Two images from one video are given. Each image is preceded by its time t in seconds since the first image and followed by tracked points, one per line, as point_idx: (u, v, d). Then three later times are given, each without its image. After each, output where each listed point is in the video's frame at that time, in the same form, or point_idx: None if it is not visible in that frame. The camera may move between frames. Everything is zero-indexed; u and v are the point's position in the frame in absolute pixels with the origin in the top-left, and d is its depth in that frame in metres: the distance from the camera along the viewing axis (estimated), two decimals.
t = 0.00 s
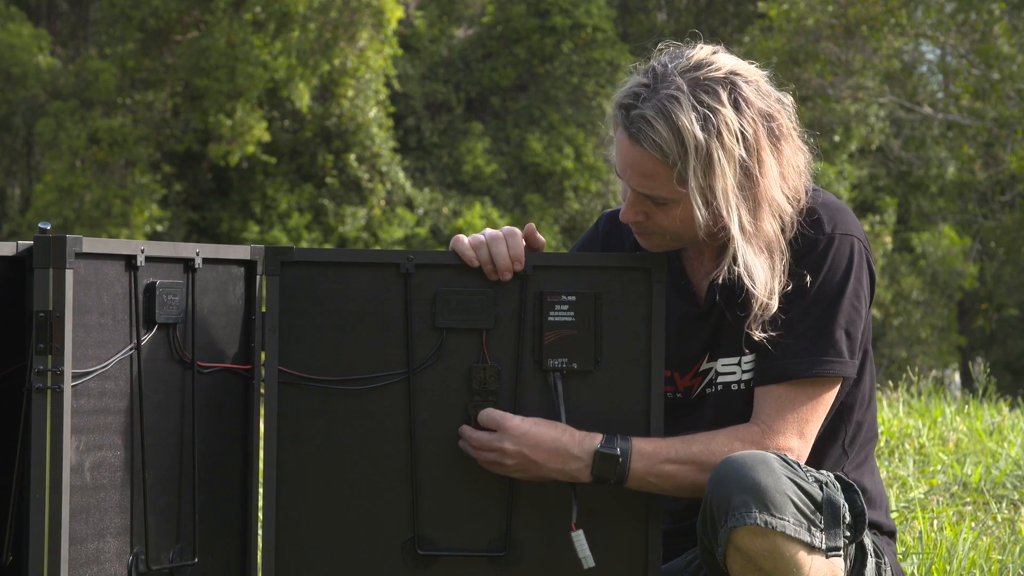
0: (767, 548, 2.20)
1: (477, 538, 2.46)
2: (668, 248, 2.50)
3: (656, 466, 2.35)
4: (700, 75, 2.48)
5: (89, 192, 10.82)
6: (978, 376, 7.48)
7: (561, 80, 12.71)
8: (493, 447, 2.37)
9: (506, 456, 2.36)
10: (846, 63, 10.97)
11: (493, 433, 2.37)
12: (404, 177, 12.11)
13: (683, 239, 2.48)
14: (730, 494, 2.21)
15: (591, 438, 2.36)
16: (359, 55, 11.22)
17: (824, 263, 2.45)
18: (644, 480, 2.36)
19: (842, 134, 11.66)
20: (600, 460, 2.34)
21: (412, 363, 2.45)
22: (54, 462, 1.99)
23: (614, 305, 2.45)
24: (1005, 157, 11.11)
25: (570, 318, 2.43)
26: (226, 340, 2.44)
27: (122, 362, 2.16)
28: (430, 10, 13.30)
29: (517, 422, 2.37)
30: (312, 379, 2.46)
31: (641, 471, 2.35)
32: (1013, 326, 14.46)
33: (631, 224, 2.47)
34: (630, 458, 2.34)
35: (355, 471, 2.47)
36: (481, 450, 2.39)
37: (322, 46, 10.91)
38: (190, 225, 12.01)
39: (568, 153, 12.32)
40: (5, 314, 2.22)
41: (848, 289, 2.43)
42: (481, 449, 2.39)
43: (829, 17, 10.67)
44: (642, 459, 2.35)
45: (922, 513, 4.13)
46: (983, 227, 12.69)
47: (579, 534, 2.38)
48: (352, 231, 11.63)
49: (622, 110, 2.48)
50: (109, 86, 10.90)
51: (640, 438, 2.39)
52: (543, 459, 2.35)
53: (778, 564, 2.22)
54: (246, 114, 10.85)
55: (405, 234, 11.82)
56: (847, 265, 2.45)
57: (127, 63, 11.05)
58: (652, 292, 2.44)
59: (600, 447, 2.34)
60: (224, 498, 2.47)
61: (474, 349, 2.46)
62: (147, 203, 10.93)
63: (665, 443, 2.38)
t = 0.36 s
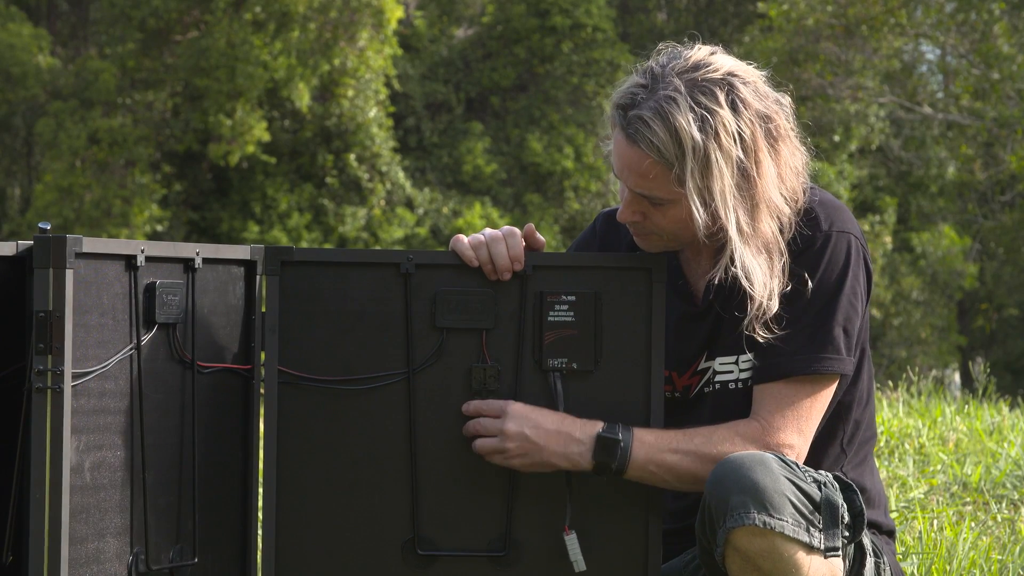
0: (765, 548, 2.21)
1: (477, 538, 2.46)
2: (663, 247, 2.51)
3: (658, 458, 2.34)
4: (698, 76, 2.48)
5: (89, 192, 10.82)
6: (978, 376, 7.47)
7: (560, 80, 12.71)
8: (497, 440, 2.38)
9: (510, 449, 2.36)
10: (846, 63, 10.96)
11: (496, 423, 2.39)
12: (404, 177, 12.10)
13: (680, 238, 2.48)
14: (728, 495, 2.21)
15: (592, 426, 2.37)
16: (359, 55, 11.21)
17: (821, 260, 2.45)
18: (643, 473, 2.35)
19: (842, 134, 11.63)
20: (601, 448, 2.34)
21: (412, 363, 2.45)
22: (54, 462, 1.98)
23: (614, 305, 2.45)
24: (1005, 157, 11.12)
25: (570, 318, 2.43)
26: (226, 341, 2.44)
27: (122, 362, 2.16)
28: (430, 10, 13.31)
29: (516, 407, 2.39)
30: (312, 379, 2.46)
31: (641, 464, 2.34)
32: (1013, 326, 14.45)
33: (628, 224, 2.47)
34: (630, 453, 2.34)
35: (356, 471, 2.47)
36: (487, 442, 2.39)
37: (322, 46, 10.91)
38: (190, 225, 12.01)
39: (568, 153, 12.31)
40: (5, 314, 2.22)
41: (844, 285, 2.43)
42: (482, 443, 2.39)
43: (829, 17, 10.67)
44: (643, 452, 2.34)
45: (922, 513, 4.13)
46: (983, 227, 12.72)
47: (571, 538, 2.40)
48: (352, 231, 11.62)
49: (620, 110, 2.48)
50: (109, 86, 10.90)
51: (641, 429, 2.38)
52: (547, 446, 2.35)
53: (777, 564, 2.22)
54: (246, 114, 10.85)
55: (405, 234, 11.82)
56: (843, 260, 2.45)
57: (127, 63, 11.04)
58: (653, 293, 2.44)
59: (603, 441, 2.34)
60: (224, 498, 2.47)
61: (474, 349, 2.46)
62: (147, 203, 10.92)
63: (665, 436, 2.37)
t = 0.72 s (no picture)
0: (766, 548, 2.21)
1: (478, 537, 2.46)
2: (662, 242, 2.51)
3: (660, 445, 2.35)
4: (694, 70, 2.48)
5: (89, 192, 10.82)
6: (978, 376, 7.45)
7: (560, 80, 12.71)
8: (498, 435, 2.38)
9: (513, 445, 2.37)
10: (846, 63, 10.96)
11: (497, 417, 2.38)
12: (404, 177, 12.09)
13: (680, 231, 2.48)
14: (728, 495, 2.21)
15: (594, 419, 2.37)
16: (359, 55, 11.21)
17: (817, 248, 2.46)
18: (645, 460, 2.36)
19: (842, 134, 11.64)
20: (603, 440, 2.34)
21: (412, 363, 2.45)
22: (54, 462, 1.99)
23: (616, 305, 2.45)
24: (1005, 157, 11.12)
25: (571, 318, 2.43)
26: (226, 340, 2.44)
27: (122, 362, 2.16)
28: (430, 10, 13.31)
29: (517, 400, 2.39)
30: (313, 379, 2.46)
31: (642, 451, 2.35)
32: (1013, 326, 14.45)
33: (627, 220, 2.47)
34: (631, 439, 2.34)
35: (356, 471, 2.47)
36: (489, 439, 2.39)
37: (322, 46, 10.91)
38: (190, 225, 12.01)
39: (569, 152, 12.30)
40: (5, 315, 2.22)
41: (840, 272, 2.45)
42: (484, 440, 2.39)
43: (829, 17, 10.67)
44: (645, 438, 2.35)
45: (922, 513, 4.13)
46: (983, 227, 12.73)
47: (578, 533, 2.40)
48: (352, 231, 11.62)
49: (617, 105, 2.48)
50: (109, 86, 10.90)
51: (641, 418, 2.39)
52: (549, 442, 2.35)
53: (777, 565, 2.22)
54: (246, 114, 10.85)
55: (405, 233, 11.81)
56: (837, 248, 2.47)
57: (127, 63, 11.04)
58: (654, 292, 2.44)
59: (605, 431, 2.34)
60: (225, 497, 2.47)
61: (474, 349, 2.46)
62: (147, 203, 10.92)
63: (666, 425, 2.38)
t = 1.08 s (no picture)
0: (764, 548, 2.20)
1: (477, 537, 2.46)
2: (660, 228, 2.50)
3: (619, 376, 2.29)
4: (687, 54, 2.49)
5: (89, 192, 10.81)
6: (978, 376, 7.44)
7: (560, 80, 12.73)
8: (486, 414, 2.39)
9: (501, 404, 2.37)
10: (846, 63, 10.95)
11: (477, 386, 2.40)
12: (404, 177, 12.09)
13: (678, 217, 2.48)
14: (725, 495, 2.22)
15: (557, 362, 2.35)
16: (359, 55, 11.21)
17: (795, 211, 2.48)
18: (611, 399, 2.29)
19: (842, 134, 11.65)
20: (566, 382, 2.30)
21: (412, 364, 2.45)
22: (54, 462, 1.99)
23: (615, 304, 2.45)
24: (1005, 157, 11.13)
25: (571, 317, 2.44)
26: (226, 340, 2.44)
27: (123, 362, 2.16)
28: (430, 10, 13.31)
29: (484, 382, 2.38)
30: (313, 379, 2.46)
31: (606, 387, 2.29)
32: (1013, 326, 14.44)
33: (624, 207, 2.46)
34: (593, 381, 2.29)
35: (355, 471, 2.47)
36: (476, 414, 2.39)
37: (322, 46, 10.91)
38: (190, 225, 12.00)
39: (569, 152, 12.30)
40: (5, 315, 2.22)
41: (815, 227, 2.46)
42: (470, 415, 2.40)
43: (829, 17, 10.67)
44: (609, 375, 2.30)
45: (922, 513, 4.13)
46: (983, 227, 12.73)
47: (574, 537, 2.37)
48: (352, 231, 11.61)
49: (612, 92, 2.47)
50: (109, 86, 10.89)
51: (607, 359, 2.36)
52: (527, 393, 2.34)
53: (776, 564, 2.21)
54: (246, 114, 10.85)
55: (405, 233, 11.82)
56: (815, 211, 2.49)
57: (127, 63, 11.03)
58: (653, 292, 2.44)
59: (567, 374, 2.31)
60: (225, 497, 2.47)
61: (474, 350, 2.46)
62: (147, 203, 10.91)
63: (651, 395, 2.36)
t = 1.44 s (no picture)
0: (760, 547, 2.20)
1: (477, 537, 2.46)
2: (654, 220, 2.52)
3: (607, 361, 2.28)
4: (673, 44, 2.50)
5: (89, 192, 10.81)
6: (978, 376, 7.43)
7: (560, 80, 12.74)
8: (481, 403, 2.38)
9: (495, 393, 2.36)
10: (846, 63, 10.94)
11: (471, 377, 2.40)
12: (404, 177, 12.09)
13: (673, 206, 2.49)
14: (721, 494, 2.22)
15: (551, 353, 2.34)
16: (359, 55, 11.20)
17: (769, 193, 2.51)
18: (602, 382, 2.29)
19: (842, 134, 11.65)
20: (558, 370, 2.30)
21: (413, 363, 2.45)
22: (54, 463, 1.99)
23: (616, 303, 2.44)
24: (1005, 156, 11.12)
25: (572, 318, 2.44)
26: (226, 339, 2.44)
27: (123, 362, 2.16)
28: (430, 10, 13.31)
29: (477, 370, 2.38)
30: (314, 379, 2.46)
31: (597, 371, 2.28)
32: (1013, 326, 14.43)
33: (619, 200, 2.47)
34: (582, 369, 2.29)
35: (355, 470, 2.47)
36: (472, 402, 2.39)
37: (322, 46, 10.90)
38: (190, 225, 12.00)
39: (568, 152, 12.29)
40: (5, 315, 2.22)
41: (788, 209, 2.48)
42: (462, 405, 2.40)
43: (829, 17, 10.67)
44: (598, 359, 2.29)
45: (922, 513, 4.13)
46: (983, 227, 12.73)
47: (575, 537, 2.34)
48: (352, 230, 11.61)
49: (601, 87, 2.47)
50: (109, 86, 10.88)
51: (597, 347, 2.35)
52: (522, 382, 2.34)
53: (772, 564, 2.21)
54: (245, 114, 10.86)
55: (405, 233, 11.82)
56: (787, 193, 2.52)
57: (127, 63, 11.02)
58: (655, 292, 2.43)
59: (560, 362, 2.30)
60: (225, 498, 2.47)
61: (475, 350, 2.46)
62: (147, 203, 10.92)
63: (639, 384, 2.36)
